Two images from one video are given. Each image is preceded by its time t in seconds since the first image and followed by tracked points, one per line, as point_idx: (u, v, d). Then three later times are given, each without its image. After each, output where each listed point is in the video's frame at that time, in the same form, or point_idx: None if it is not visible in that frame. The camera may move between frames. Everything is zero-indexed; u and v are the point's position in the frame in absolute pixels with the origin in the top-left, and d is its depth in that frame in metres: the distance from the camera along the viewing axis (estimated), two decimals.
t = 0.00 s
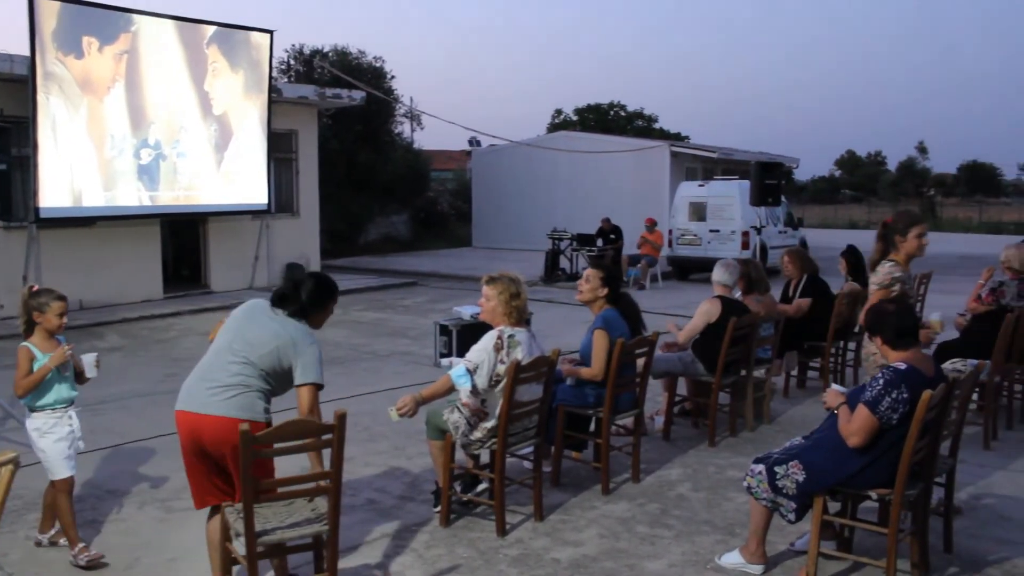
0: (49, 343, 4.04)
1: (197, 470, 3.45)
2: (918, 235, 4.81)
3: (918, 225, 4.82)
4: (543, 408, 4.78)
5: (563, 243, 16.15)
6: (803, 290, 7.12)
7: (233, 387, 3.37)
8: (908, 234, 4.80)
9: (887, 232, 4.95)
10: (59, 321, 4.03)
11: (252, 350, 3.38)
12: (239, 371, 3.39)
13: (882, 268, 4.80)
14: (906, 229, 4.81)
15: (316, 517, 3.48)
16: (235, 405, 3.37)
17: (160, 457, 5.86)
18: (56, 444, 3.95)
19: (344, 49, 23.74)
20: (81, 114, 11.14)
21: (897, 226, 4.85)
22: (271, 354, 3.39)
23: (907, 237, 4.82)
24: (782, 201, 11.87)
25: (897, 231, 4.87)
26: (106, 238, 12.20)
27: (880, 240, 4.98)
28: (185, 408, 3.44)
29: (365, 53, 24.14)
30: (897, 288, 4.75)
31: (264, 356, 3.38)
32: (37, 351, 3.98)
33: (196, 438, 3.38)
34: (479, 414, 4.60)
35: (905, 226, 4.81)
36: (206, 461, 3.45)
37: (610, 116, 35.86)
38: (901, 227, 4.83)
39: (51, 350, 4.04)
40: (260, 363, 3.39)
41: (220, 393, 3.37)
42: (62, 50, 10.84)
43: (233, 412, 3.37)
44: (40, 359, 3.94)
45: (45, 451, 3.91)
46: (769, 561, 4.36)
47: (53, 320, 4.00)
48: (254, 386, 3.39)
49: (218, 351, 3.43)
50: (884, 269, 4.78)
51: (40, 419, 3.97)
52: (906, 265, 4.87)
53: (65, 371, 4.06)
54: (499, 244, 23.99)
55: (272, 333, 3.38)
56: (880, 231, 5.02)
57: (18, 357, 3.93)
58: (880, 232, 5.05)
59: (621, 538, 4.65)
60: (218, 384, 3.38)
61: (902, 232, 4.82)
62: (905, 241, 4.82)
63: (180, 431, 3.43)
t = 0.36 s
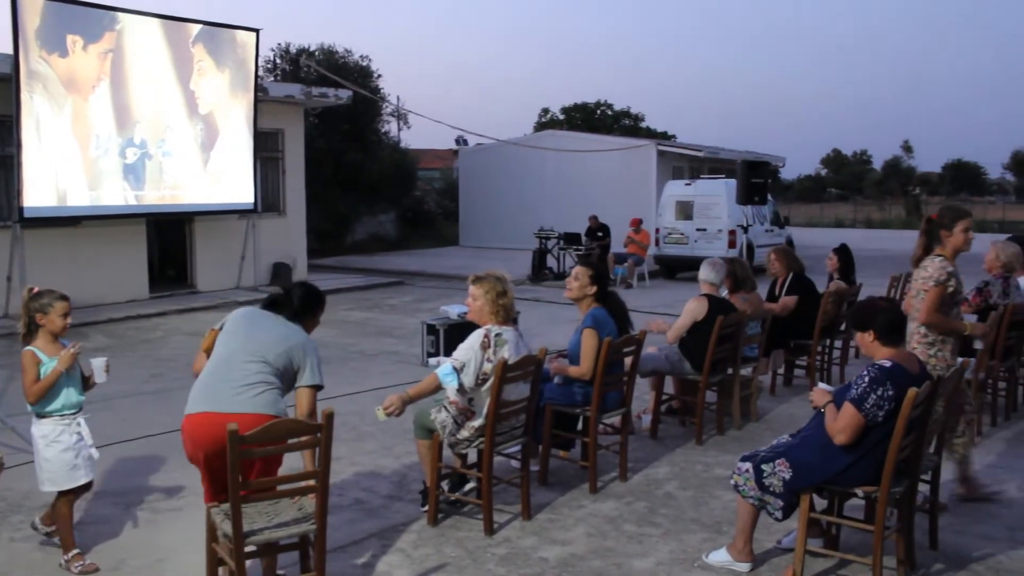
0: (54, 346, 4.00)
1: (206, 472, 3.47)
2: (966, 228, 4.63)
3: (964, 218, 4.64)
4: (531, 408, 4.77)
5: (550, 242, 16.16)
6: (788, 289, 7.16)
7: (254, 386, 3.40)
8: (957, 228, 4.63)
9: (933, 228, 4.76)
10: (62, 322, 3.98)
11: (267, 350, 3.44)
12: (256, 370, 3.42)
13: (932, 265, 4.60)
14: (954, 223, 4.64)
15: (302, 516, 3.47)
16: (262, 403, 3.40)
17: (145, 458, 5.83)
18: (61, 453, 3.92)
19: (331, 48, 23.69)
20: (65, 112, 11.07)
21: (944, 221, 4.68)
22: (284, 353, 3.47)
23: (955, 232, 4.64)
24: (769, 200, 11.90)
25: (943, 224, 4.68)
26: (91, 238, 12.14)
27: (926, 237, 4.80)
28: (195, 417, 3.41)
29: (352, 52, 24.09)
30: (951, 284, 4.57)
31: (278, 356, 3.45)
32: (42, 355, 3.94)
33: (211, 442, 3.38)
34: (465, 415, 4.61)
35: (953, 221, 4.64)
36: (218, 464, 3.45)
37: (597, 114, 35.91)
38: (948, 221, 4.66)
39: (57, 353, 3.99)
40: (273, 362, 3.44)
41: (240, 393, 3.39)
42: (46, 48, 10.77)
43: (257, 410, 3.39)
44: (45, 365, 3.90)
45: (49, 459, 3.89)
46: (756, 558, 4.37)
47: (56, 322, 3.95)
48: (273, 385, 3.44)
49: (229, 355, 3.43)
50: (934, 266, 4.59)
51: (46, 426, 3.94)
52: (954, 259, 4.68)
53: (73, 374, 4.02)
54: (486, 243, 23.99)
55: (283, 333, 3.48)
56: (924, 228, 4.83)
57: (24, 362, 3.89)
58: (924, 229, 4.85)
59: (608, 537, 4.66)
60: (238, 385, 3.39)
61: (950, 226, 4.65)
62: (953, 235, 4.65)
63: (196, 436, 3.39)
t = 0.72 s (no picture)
0: (56, 350, 3.90)
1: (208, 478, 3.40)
2: (1015, 230, 4.66)
3: (1012, 219, 4.67)
4: (519, 407, 4.78)
5: (539, 242, 16.17)
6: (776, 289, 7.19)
7: (257, 388, 3.42)
8: (1004, 231, 4.66)
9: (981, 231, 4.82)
10: (65, 327, 3.89)
11: (261, 351, 3.46)
12: (254, 373, 3.44)
13: (979, 268, 4.68)
14: (1001, 225, 4.68)
15: (297, 509, 3.49)
16: (268, 405, 3.42)
17: (132, 459, 5.80)
18: (65, 459, 3.81)
19: (319, 48, 23.64)
20: (51, 111, 11.01)
21: (990, 223, 4.73)
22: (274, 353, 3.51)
23: (1003, 234, 4.68)
24: (757, 199, 11.93)
25: (989, 227, 4.75)
26: (78, 239, 12.09)
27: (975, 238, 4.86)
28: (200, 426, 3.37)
29: (340, 51, 24.05)
30: (1000, 286, 4.64)
31: (271, 355, 3.48)
32: (45, 360, 3.84)
33: (220, 448, 3.35)
34: (453, 416, 4.61)
35: (1000, 222, 4.68)
36: (220, 470, 3.41)
37: (585, 114, 35.94)
38: (995, 224, 4.71)
39: (60, 358, 3.89)
40: (267, 363, 3.47)
41: (247, 397, 3.40)
42: (32, 48, 10.71)
43: (264, 413, 3.41)
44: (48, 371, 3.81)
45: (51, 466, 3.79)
46: (744, 557, 4.38)
47: (58, 326, 3.86)
48: (272, 385, 3.48)
49: (225, 362, 3.43)
50: (981, 269, 4.66)
51: (48, 433, 3.82)
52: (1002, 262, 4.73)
53: (77, 380, 3.92)
54: (475, 243, 23.98)
55: (270, 333, 3.52)
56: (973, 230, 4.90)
57: (27, 369, 3.79)
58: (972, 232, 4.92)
59: (597, 536, 4.67)
60: (243, 390, 3.40)
61: (997, 229, 4.69)
62: (1000, 237, 4.69)
63: (205, 444, 3.35)
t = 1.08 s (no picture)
0: (54, 353, 3.83)
1: (202, 486, 3.38)
2: None
3: None
4: (503, 407, 4.79)
5: (522, 242, 16.17)
6: (758, 288, 7.22)
7: (249, 395, 3.45)
8: None
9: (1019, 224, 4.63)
10: (60, 330, 3.80)
11: (245, 357, 3.48)
12: (242, 380, 3.45)
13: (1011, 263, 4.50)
14: None
15: (283, 508, 3.49)
16: (261, 410, 3.46)
17: (113, 461, 5.76)
18: (64, 464, 3.76)
19: (301, 47, 23.55)
20: (30, 110, 10.92)
21: None
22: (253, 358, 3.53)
23: None
24: (740, 199, 11.97)
25: None
26: (59, 239, 12.01)
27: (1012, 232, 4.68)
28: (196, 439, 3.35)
29: (323, 51, 23.97)
30: None
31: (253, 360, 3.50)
32: (44, 362, 3.77)
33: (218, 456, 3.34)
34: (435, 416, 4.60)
35: None
36: (211, 474, 3.38)
37: (568, 114, 35.98)
38: None
39: (59, 359, 3.82)
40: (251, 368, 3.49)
41: (242, 406, 3.41)
42: (11, 46, 10.62)
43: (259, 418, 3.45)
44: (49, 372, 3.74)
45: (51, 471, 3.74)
46: (726, 556, 4.40)
47: (53, 330, 3.78)
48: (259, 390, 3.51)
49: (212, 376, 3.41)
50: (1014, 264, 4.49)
51: (49, 436, 3.76)
52: None
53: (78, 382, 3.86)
54: (459, 243, 23.97)
55: (247, 338, 3.52)
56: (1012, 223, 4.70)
57: (27, 372, 3.71)
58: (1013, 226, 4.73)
59: (580, 536, 4.67)
60: (237, 400, 3.41)
61: None
62: None
63: (202, 453, 3.33)
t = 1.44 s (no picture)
0: (45, 353, 3.78)
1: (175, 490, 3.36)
2: None
3: None
4: (473, 406, 4.79)
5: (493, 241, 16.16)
6: (727, 288, 7.27)
7: (228, 403, 3.44)
8: None
9: None
10: (49, 331, 3.75)
11: (214, 367, 3.46)
12: (217, 390, 3.44)
13: None
14: None
15: (254, 508, 3.48)
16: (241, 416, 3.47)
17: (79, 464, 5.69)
18: (54, 467, 3.70)
19: (271, 46, 23.37)
20: None
21: None
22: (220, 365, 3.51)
23: None
24: (709, 199, 12.03)
25: None
26: (26, 238, 11.87)
27: None
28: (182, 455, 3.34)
29: (292, 49, 23.80)
30: None
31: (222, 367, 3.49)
32: (37, 362, 3.71)
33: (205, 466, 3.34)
34: (406, 415, 4.59)
35: None
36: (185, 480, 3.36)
37: (539, 113, 36.00)
38: None
39: (51, 359, 3.77)
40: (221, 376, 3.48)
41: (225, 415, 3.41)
42: None
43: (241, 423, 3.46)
44: (41, 373, 3.68)
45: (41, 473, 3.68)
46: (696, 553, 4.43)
47: (41, 330, 3.73)
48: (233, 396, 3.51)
49: (188, 392, 3.39)
50: None
51: (39, 438, 3.69)
52: None
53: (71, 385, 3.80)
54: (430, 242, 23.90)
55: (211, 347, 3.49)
56: None
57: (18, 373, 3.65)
58: None
59: (551, 535, 4.69)
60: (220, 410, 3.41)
61: None
62: None
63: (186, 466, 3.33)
